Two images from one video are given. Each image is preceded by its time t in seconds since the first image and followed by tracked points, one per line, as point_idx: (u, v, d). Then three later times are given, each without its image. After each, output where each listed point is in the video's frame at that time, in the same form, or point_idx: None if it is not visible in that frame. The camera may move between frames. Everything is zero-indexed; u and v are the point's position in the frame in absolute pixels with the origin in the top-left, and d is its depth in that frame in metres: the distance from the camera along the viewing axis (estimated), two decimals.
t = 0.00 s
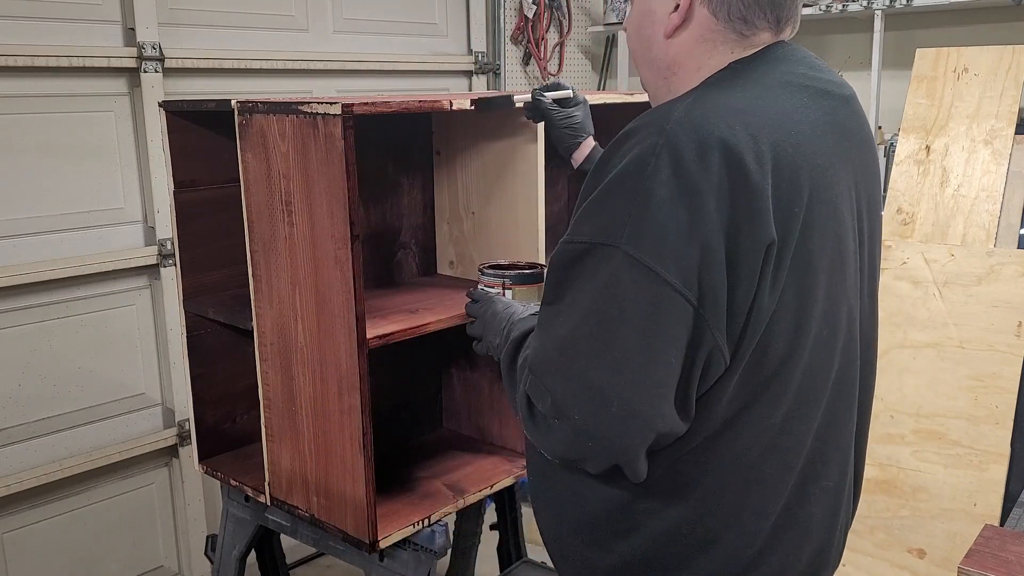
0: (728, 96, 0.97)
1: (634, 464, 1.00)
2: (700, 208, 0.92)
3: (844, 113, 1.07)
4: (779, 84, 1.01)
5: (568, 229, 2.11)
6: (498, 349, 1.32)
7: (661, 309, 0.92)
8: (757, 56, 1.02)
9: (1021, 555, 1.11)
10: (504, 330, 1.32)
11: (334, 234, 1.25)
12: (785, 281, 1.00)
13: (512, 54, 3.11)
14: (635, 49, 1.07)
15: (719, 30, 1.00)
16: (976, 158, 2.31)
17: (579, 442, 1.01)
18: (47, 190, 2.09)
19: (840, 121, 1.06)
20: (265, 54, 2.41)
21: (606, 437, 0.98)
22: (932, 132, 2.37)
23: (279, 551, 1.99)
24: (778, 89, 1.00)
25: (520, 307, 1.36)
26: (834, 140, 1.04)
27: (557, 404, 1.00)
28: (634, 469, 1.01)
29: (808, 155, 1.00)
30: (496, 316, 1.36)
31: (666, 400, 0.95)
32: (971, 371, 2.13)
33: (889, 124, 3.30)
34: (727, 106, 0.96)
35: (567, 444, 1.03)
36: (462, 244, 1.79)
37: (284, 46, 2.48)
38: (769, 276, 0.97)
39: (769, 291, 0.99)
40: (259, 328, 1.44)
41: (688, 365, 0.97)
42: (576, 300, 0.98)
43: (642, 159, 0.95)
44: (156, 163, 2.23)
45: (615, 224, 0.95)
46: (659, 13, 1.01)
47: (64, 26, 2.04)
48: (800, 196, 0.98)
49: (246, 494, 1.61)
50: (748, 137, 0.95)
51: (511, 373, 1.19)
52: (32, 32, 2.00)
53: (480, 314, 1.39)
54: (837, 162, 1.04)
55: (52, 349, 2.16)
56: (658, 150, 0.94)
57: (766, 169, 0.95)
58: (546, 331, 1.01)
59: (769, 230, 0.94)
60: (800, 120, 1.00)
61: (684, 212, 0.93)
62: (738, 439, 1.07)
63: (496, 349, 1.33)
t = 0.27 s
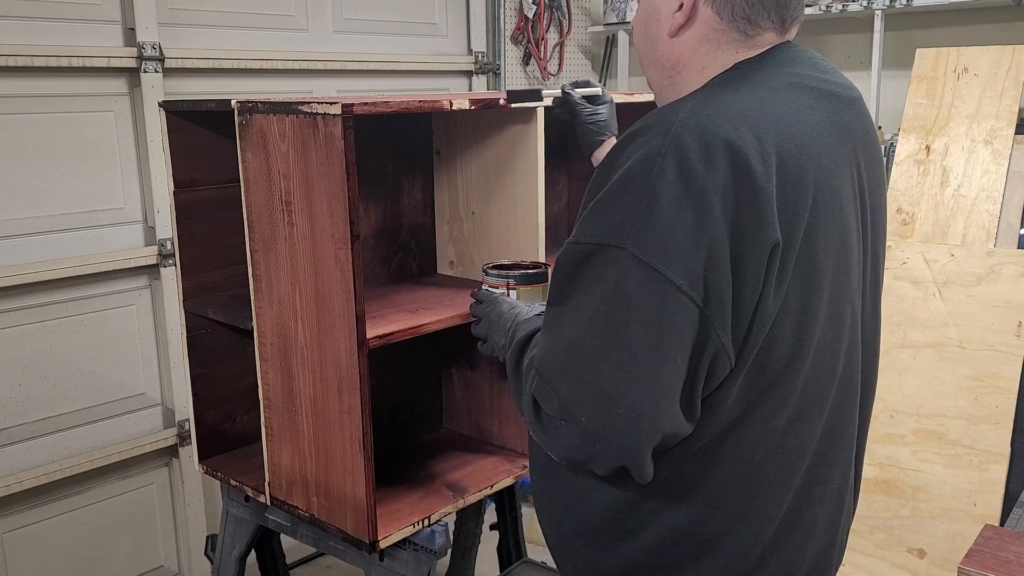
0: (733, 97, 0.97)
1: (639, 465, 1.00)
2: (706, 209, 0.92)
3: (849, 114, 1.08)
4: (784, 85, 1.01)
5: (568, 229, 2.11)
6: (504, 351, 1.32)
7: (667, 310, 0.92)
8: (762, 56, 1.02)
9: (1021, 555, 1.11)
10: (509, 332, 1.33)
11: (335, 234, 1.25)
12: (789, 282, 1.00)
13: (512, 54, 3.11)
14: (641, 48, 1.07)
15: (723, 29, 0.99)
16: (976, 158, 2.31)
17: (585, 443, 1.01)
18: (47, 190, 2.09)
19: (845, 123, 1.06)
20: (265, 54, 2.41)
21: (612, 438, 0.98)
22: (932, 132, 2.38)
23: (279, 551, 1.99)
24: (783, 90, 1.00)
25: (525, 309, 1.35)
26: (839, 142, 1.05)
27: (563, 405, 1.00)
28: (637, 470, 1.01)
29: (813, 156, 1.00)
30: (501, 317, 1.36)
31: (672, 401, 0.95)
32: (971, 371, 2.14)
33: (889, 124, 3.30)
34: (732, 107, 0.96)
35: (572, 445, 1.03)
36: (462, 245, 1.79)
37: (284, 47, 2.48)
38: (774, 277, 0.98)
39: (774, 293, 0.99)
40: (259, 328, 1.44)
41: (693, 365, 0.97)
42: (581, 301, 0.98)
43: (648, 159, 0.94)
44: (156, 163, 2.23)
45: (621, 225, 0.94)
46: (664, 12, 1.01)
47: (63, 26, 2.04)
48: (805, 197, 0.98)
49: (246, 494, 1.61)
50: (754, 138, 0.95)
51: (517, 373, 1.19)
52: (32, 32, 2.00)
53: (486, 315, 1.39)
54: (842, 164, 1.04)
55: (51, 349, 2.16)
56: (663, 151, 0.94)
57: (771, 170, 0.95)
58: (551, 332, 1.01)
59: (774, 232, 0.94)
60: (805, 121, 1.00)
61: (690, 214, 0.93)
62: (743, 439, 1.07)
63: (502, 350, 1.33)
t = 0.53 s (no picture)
0: (735, 96, 0.97)
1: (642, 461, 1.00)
2: (709, 207, 0.92)
3: (849, 113, 1.08)
4: (784, 84, 1.01)
5: (568, 229, 2.11)
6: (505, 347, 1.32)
7: (670, 307, 0.92)
8: (762, 57, 1.02)
9: (1021, 555, 1.11)
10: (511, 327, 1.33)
11: (335, 234, 1.25)
12: (791, 279, 1.01)
13: (512, 54, 3.11)
14: (641, 49, 1.07)
15: (723, 30, 0.99)
16: (976, 157, 2.31)
17: (589, 440, 1.01)
18: (47, 190, 2.09)
19: (844, 121, 1.06)
20: (265, 54, 2.41)
21: (616, 435, 0.98)
22: (932, 132, 2.38)
23: (279, 551, 1.99)
24: (783, 89, 1.00)
25: (527, 305, 1.35)
26: (839, 140, 1.05)
27: (568, 401, 1.00)
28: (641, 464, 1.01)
29: (814, 155, 1.00)
30: (502, 313, 1.36)
31: (676, 398, 0.95)
32: (971, 371, 2.14)
33: (889, 124, 3.29)
34: (734, 106, 0.96)
35: (576, 442, 1.03)
36: (462, 245, 1.79)
37: (284, 47, 2.48)
38: (775, 275, 0.98)
39: (776, 291, 0.99)
40: (259, 329, 1.44)
41: (696, 362, 0.97)
42: (584, 299, 0.98)
43: (651, 158, 0.94)
44: (156, 163, 2.23)
45: (624, 223, 0.94)
46: (664, 13, 1.01)
47: (63, 26, 2.04)
48: (806, 195, 0.98)
49: (246, 494, 1.61)
50: (755, 137, 0.95)
51: (519, 369, 1.18)
52: (32, 32, 2.00)
53: (487, 311, 1.39)
54: (842, 162, 1.05)
55: (51, 349, 2.16)
56: (667, 149, 0.94)
57: (772, 168, 0.95)
58: (554, 330, 1.01)
59: (776, 230, 0.94)
60: (805, 120, 1.01)
61: (693, 212, 0.93)
62: (745, 437, 1.07)
63: (502, 346, 1.33)
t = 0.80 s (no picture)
0: (734, 95, 0.97)
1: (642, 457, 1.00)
2: (708, 205, 0.92)
3: (847, 113, 1.08)
4: (783, 84, 1.01)
5: (568, 229, 2.11)
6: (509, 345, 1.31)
7: (669, 304, 0.92)
8: (762, 57, 1.02)
9: (1021, 555, 1.11)
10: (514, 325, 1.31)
11: (335, 234, 1.25)
12: (788, 277, 1.01)
13: (512, 54, 3.11)
14: (642, 49, 1.07)
15: (722, 30, 1.00)
16: (976, 157, 2.31)
17: (588, 436, 1.01)
18: (47, 191, 2.09)
19: (843, 121, 1.06)
20: (265, 54, 2.41)
21: (615, 432, 0.98)
22: (932, 131, 2.38)
23: (279, 551, 1.99)
24: (782, 88, 1.00)
25: (529, 303, 1.35)
26: (837, 139, 1.05)
27: (567, 398, 1.00)
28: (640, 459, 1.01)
29: (812, 153, 1.00)
30: (505, 311, 1.35)
31: (675, 395, 0.95)
32: (971, 371, 2.14)
33: (889, 124, 3.30)
34: (733, 104, 0.96)
35: (576, 438, 1.03)
36: (462, 245, 1.79)
37: (284, 47, 2.48)
38: (773, 272, 0.98)
39: (774, 289, 0.99)
40: (259, 329, 1.44)
41: (693, 359, 0.97)
42: (583, 296, 0.98)
43: (650, 156, 0.94)
44: (156, 163, 2.23)
45: (624, 220, 0.94)
46: (664, 13, 1.01)
47: (63, 26, 2.04)
48: (804, 193, 0.98)
49: (246, 494, 1.61)
50: (753, 136, 0.95)
51: (522, 367, 1.18)
52: (32, 32, 2.00)
53: (489, 309, 1.38)
54: (840, 161, 1.05)
55: (51, 349, 2.16)
56: (666, 147, 0.94)
57: (771, 167, 0.95)
58: (554, 327, 1.01)
59: (774, 228, 0.95)
60: (804, 119, 1.01)
61: (692, 209, 0.93)
62: (743, 433, 1.07)
63: (506, 344, 1.32)
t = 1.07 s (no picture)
0: (738, 92, 0.97)
1: (644, 454, 1.00)
2: (712, 201, 0.92)
3: (851, 112, 1.08)
4: (786, 82, 1.01)
5: (568, 229, 2.11)
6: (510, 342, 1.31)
7: (673, 299, 0.92)
8: (765, 57, 1.02)
9: (1021, 555, 1.11)
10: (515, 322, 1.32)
11: (335, 233, 1.25)
12: (791, 274, 1.01)
13: (512, 54, 3.11)
14: (647, 48, 1.07)
15: (726, 29, 1.00)
16: (976, 157, 2.31)
17: (592, 431, 1.01)
18: (47, 191, 2.09)
19: (846, 119, 1.06)
20: (265, 54, 2.41)
21: (619, 427, 0.97)
22: (932, 131, 2.38)
23: (278, 551, 1.99)
24: (786, 86, 1.00)
25: (532, 301, 1.35)
26: (840, 137, 1.05)
27: (571, 394, 1.00)
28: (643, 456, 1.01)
29: (817, 152, 1.00)
30: (507, 309, 1.35)
31: (679, 389, 0.95)
32: (971, 371, 2.14)
33: (888, 124, 3.30)
34: (736, 101, 0.96)
35: (579, 433, 1.03)
36: (462, 245, 1.79)
37: (284, 47, 2.48)
38: (777, 269, 0.98)
39: (777, 285, 0.99)
40: (259, 329, 1.44)
41: (697, 355, 0.97)
42: (587, 292, 0.98)
43: (655, 151, 0.94)
44: (156, 163, 2.23)
45: (628, 215, 0.94)
46: (668, 13, 1.01)
47: (63, 26, 2.04)
48: (807, 189, 0.98)
49: (246, 494, 1.61)
50: (757, 132, 0.95)
51: (524, 364, 1.18)
52: (32, 32, 2.00)
53: (492, 307, 1.38)
54: (843, 159, 1.04)
55: (51, 349, 2.16)
56: (670, 143, 0.94)
57: (775, 164, 0.95)
58: (558, 323, 1.01)
59: (778, 224, 0.94)
60: (808, 117, 1.01)
61: (696, 205, 0.93)
62: (746, 430, 1.07)
63: (507, 342, 1.32)
